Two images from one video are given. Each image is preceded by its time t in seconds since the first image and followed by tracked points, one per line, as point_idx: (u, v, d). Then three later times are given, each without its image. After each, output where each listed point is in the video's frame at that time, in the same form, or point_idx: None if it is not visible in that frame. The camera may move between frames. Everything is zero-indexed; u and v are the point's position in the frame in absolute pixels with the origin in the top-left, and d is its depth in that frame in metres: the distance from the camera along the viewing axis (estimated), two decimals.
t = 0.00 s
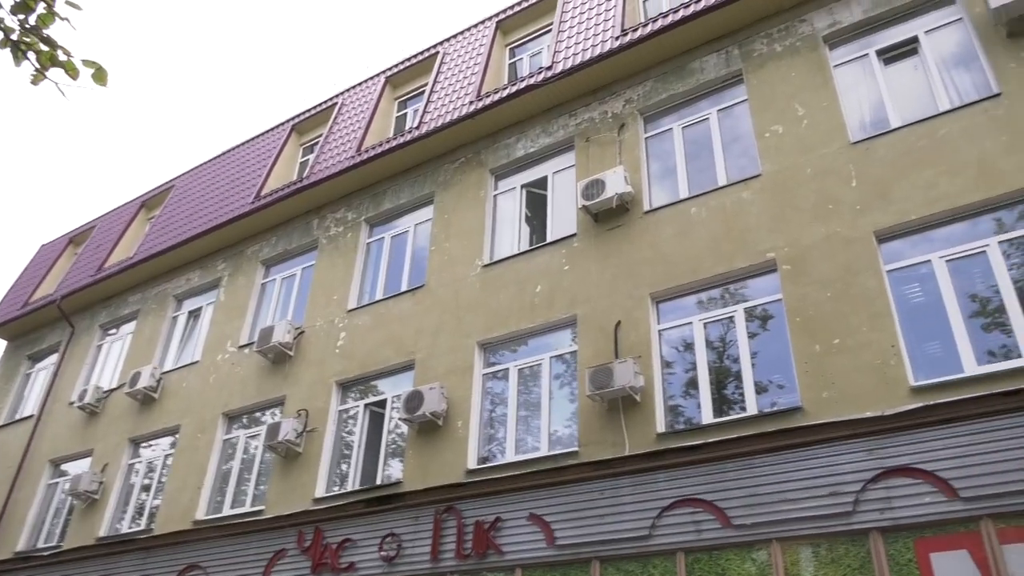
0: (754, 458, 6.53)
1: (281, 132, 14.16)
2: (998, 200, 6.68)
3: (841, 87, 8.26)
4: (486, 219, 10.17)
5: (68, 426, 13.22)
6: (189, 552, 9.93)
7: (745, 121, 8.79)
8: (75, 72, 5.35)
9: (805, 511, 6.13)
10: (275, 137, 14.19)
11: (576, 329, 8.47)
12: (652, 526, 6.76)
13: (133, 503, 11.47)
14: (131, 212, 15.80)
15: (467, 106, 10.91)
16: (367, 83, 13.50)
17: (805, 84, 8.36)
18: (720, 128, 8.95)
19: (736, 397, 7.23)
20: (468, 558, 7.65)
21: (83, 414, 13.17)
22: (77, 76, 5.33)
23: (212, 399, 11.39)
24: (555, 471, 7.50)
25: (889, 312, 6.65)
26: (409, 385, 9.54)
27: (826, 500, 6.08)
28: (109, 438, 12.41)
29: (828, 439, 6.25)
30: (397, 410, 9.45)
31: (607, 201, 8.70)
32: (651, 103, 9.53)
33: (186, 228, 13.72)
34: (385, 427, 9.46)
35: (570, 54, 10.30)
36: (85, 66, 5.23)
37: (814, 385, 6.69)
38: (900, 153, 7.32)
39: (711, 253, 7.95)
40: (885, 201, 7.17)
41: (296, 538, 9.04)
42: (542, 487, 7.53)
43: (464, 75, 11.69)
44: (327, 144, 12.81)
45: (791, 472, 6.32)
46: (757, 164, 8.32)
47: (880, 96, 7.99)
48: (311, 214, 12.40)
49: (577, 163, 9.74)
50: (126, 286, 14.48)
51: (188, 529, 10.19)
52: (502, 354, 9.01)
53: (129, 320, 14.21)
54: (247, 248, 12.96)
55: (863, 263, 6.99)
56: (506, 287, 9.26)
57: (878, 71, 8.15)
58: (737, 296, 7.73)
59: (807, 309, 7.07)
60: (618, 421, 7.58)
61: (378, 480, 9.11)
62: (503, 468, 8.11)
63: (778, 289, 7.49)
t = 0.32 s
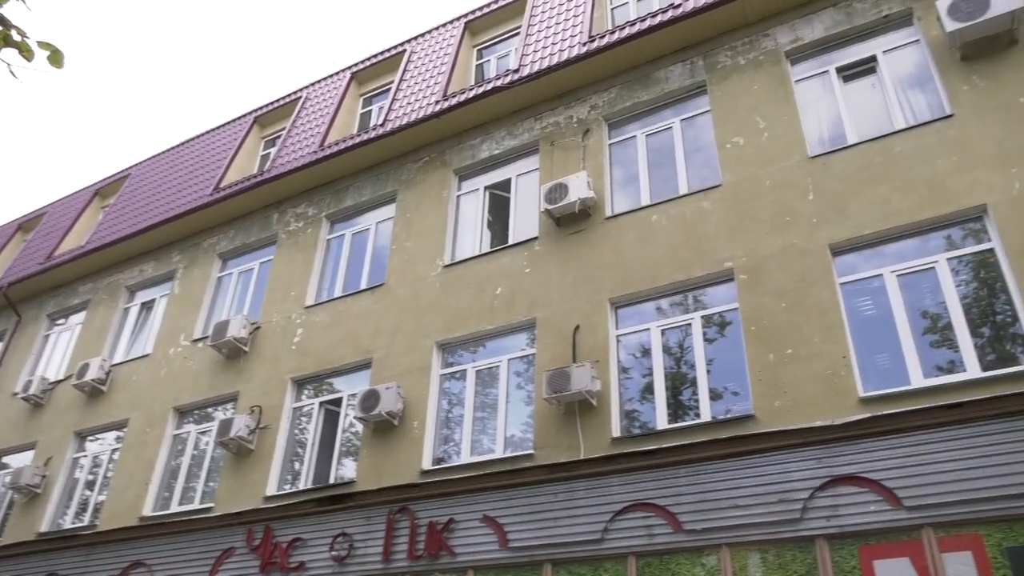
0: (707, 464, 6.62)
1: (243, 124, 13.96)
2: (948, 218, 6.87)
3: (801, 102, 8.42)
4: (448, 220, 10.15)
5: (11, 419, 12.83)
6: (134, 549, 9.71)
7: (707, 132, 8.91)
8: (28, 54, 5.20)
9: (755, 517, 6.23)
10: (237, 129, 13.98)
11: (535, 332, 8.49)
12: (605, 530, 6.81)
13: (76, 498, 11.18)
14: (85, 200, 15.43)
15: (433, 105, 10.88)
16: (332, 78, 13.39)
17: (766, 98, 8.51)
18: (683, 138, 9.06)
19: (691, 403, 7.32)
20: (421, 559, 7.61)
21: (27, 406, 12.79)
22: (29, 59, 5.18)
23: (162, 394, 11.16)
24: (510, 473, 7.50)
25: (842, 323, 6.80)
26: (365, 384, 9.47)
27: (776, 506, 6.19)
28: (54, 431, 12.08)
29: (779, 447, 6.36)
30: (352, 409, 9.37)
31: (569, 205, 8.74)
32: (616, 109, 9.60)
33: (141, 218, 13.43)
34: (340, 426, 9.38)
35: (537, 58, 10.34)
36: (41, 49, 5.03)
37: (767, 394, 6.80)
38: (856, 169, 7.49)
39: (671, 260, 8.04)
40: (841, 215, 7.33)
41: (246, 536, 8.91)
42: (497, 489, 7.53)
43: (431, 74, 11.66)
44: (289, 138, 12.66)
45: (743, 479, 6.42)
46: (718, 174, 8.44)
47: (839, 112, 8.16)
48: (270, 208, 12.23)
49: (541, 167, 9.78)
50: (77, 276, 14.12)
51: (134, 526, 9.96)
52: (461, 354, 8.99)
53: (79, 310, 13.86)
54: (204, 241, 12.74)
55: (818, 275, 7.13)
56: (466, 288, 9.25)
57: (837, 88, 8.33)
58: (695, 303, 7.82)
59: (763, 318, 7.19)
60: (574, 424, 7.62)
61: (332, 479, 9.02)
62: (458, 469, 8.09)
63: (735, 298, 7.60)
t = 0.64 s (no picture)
0: (666, 470, 6.68)
1: (208, 118, 13.76)
2: (906, 233, 7.03)
3: (766, 116, 8.55)
4: (415, 220, 10.10)
5: None
6: (83, 548, 9.50)
7: (674, 141, 9.00)
8: None
9: (711, 523, 6.29)
10: (201, 122, 13.78)
11: (499, 335, 8.49)
12: (563, 535, 6.83)
13: (24, 495, 10.89)
14: (42, 189, 15.07)
15: (402, 105, 10.84)
16: (301, 74, 13.27)
17: (732, 110, 8.63)
18: (650, 146, 9.14)
19: (652, 410, 7.37)
20: (377, 561, 7.55)
21: None
22: None
23: (117, 389, 10.93)
24: (469, 476, 7.49)
25: (800, 334, 6.91)
26: (325, 384, 9.38)
27: (732, 513, 6.26)
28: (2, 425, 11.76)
29: (736, 455, 6.45)
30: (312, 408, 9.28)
31: (536, 210, 8.76)
32: (584, 116, 9.66)
33: (100, 209, 13.15)
34: (299, 425, 9.28)
35: (508, 61, 10.36)
36: None
37: (726, 402, 6.88)
38: (818, 183, 7.63)
39: (635, 267, 8.10)
40: (802, 227, 7.46)
41: (199, 536, 8.76)
42: (456, 491, 7.51)
43: (401, 74, 11.61)
44: (255, 133, 12.51)
45: (701, 486, 6.49)
46: (684, 183, 8.53)
47: (802, 127, 8.30)
48: (234, 203, 12.07)
49: (508, 171, 9.79)
50: (31, 267, 13.78)
51: (83, 524, 9.74)
52: (424, 356, 8.95)
53: (32, 302, 13.52)
54: (165, 234, 12.52)
55: (778, 286, 7.24)
56: (430, 289, 9.22)
57: (801, 103, 8.48)
58: (658, 310, 7.89)
59: (723, 327, 7.28)
60: (535, 428, 7.63)
61: (289, 480, 8.91)
62: (417, 471, 8.05)
63: (697, 306, 7.68)
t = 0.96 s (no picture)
0: (623, 479, 6.73)
1: (170, 112, 13.54)
2: (862, 251, 7.18)
3: (731, 131, 8.68)
4: (379, 223, 10.04)
5: None
6: (26, 549, 9.24)
7: (640, 153, 9.08)
8: None
9: (667, 532, 6.35)
10: (164, 116, 13.55)
11: (460, 340, 8.47)
12: (519, 542, 6.83)
13: None
14: None
15: (369, 107, 10.79)
16: (268, 71, 13.14)
17: (698, 124, 8.74)
18: (616, 157, 9.21)
19: (611, 419, 7.41)
20: (331, 566, 7.47)
21: None
22: None
23: (67, 386, 10.66)
24: (426, 482, 7.45)
25: (758, 347, 7.02)
26: (283, 385, 9.27)
27: (687, 523, 6.32)
28: None
29: (692, 465, 6.51)
30: (270, 410, 9.16)
31: (501, 216, 8.77)
32: (552, 125, 9.70)
33: (55, 201, 12.84)
34: (255, 427, 9.15)
35: (478, 67, 10.38)
36: None
37: (684, 413, 6.95)
38: (779, 199, 7.76)
39: (598, 276, 8.15)
40: (762, 242, 7.57)
41: (148, 538, 8.58)
42: (414, 496, 7.47)
43: (370, 75, 11.56)
44: (219, 129, 12.34)
45: (657, 495, 6.54)
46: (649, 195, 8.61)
47: (766, 143, 8.44)
48: (195, 199, 11.87)
49: (475, 176, 9.79)
50: None
51: (27, 524, 9.47)
52: (384, 359, 8.89)
53: None
54: (122, 229, 12.27)
55: (738, 299, 7.34)
56: (393, 293, 9.17)
57: (765, 120, 8.62)
58: (620, 320, 7.94)
59: (683, 339, 7.35)
60: (494, 435, 7.62)
61: (244, 482, 8.78)
62: (374, 476, 7.99)
63: (658, 317, 7.75)
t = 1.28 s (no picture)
0: (577, 485, 6.76)
1: (129, 102, 13.27)
2: (818, 266, 7.33)
3: (693, 144, 8.79)
4: (340, 222, 9.95)
5: None
6: None
7: (603, 161, 9.14)
8: None
9: (619, 539, 6.39)
10: (122, 106, 13.27)
11: (419, 343, 8.44)
12: (472, 546, 6.81)
13: None
14: None
15: (334, 105, 10.70)
16: (231, 65, 12.96)
17: (662, 136, 8.84)
18: (580, 165, 9.27)
19: (568, 425, 7.43)
20: (281, 568, 7.37)
21: None
22: None
23: (11, 380, 10.36)
24: (381, 484, 7.40)
25: (713, 357, 7.11)
26: (237, 384, 9.13)
27: (640, 530, 6.37)
28: None
29: (646, 473, 6.57)
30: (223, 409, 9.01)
31: (464, 220, 8.75)
32: (518, 130, 9.73)
33: (5, 189, 12.47)
34: (207, 426, 9.00)
35: (445, 70, 10.37)
36: None
37: (640, 421, 7.01)
38: (738, 212, 7.88)
39: (559, 283, 8.18)
40: (721, 254, 7.68)
41: (92, 537, 8.37)
42: (367, 499, 7.41)
43: (335, 73, 11.48)
44: (179, 121, 12.13)
45: (611, 502, 6.58)
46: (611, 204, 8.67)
47: (727, 157, 8.57)
48: (152, 192, 11.64)
49: (439, 179, 9.76)
50: None
51: None
52: (342, 360, 8.81)
53: None
54: (75, 220, 11.97)
55: (696, 310, 7.43)
56: (352, 293, 9.09)
57: (728, 134, 8.75)
58: (579, 327, 7.99)
59: (641, 347, 7.42)
60: (450, 439, 7.60)
61: (193, 481, 8.62)
62: (328, 478, 7.91)
63: (617, 325, 7.81)
